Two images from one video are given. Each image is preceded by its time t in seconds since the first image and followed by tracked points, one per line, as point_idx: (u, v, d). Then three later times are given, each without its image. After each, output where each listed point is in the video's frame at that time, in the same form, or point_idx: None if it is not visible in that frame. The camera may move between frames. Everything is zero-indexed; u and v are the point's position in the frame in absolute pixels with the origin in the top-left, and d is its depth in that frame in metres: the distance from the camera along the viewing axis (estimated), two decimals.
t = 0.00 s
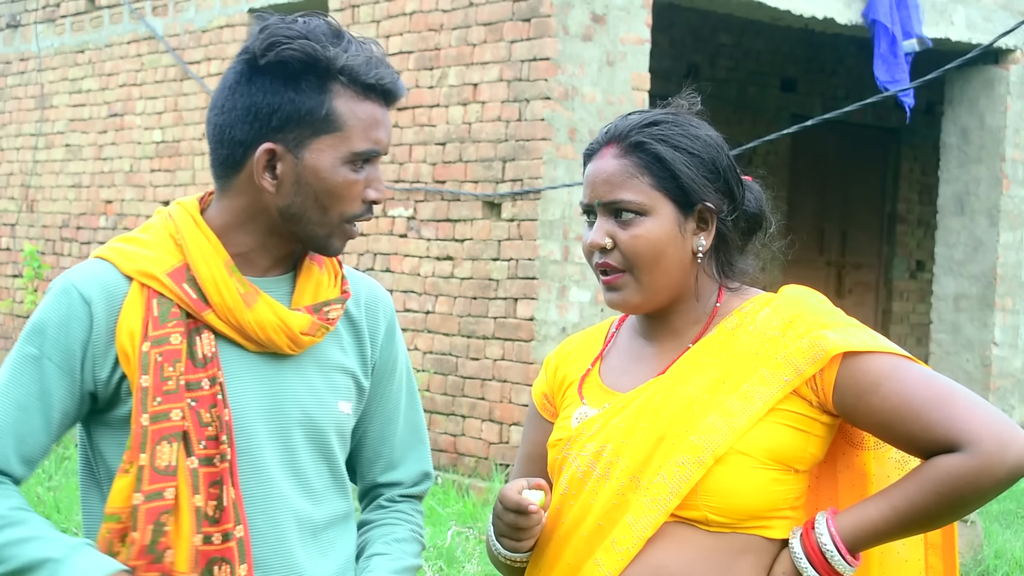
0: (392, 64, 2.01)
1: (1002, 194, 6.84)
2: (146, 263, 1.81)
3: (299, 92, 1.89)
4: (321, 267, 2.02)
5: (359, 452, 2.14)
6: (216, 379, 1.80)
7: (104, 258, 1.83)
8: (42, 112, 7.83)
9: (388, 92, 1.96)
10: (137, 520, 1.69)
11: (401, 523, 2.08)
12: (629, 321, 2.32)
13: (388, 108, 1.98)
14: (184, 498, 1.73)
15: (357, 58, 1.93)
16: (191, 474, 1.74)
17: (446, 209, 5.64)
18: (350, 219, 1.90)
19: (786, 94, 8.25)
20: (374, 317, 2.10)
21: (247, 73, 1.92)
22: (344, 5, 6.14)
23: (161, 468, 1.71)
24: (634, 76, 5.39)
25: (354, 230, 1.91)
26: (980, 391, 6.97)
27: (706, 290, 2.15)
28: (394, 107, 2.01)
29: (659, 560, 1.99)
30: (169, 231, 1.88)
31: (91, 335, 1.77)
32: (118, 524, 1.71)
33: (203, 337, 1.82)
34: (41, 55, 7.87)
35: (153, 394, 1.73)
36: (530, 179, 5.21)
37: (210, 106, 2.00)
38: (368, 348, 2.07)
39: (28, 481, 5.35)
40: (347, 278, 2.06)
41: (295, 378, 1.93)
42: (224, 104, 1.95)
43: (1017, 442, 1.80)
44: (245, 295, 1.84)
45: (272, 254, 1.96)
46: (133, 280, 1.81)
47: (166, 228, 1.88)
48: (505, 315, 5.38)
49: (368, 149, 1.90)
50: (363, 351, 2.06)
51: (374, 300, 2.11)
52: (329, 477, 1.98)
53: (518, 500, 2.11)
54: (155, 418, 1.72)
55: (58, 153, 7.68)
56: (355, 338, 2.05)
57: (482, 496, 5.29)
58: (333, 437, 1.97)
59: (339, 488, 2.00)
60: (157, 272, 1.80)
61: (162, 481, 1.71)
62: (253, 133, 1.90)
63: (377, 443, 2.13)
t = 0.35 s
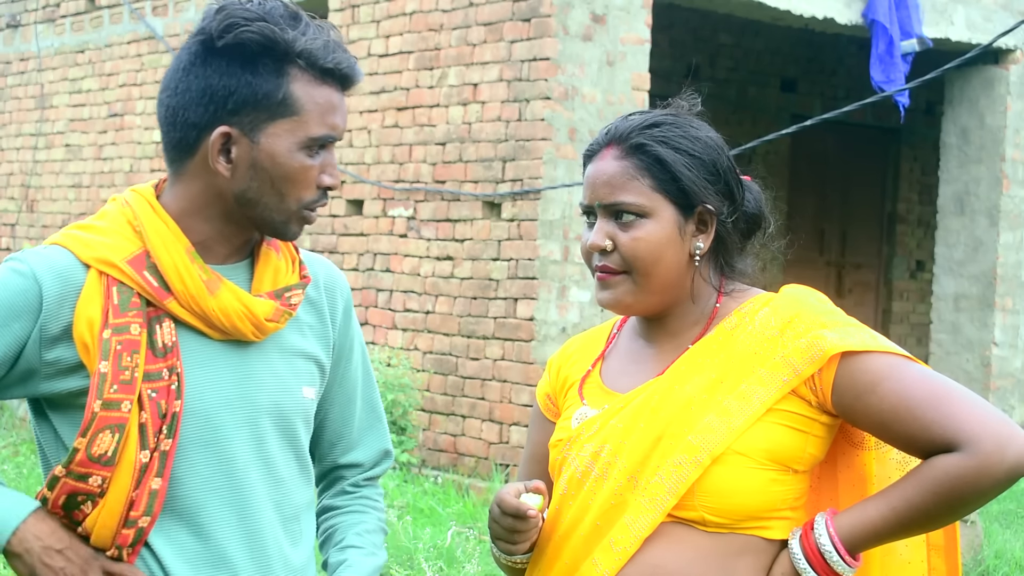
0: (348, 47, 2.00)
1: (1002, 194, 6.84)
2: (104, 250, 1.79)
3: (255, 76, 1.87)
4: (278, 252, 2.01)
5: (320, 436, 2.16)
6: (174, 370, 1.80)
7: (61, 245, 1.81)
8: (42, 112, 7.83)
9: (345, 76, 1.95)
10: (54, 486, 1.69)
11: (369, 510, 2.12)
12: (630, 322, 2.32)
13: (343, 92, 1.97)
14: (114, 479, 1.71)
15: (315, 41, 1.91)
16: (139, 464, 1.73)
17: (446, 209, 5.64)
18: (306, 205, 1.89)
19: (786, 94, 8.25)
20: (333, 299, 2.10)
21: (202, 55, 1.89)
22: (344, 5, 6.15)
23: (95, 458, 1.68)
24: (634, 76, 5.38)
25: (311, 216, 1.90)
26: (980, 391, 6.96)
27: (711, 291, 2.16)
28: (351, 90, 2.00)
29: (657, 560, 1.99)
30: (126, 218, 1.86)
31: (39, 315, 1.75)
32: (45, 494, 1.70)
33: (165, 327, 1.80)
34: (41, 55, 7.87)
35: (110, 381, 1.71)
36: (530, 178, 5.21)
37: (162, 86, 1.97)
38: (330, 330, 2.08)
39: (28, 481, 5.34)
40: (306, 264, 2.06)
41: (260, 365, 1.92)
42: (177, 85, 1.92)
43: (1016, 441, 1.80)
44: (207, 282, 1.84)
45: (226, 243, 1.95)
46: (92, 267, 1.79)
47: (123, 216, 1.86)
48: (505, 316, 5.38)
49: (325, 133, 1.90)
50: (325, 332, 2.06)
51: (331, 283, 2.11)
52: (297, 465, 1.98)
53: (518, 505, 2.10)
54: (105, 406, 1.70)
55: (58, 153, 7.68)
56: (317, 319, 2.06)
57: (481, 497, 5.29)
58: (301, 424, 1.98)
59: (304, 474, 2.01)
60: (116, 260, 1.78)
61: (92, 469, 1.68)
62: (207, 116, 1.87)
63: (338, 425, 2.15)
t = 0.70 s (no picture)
0: (308, 36, 2.03)
1: (1002, 194, 6.84)
2: (78, 257, 1.79)
3: (220, 66, 1.89)
4: (252, 255, 2.02)
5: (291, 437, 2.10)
6: (144, 380, 1.79)
7: (35, 254, 1.80)
8: (42, 112, 7.83)
9: (309, 65, 1.98)
10: (40, 514, 1.68)
11: (335, 529, 2.07)
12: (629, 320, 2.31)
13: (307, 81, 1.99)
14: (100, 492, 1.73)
15: (276, 30, 1.94)
16: (117, 476, 1.74)
17: (446, 209, 5.64)
18: (274, 195, 1.89)
19: (786, 94, 8.25)
20: (306, 304, 2.10)
21: (165, 48, 1.91)
22: (344, 6, 6.15)
23: (82, 471, 1.69)
24: (634, 76, 5.38)
25: (280, 208, 1.90)
26: (980, 392, 6.96)
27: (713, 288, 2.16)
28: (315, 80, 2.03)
29: (659, 561, 1.99)
30: (98, 225, 1.85)
31: (19, 329, 1.74)
32: (31, 528, 1.68)
33: (139, 334, 1.81)
34: (41, 55, 7.87)
35: (87, 393, 1.71)
36: (530, 178, 5.22)
37: (127, 86, 1.99)
38: (303, 335, 2.07)
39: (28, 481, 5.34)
40: (280, 267, 2.07)
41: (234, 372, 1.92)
42: (142, 83, 1.94)
43: (1017, 440, 1.80)
44: (184, 286, 1.84)
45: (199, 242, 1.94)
46: (65, 276, 1.79)
47: (96, 222, 1.86)
48: (505, 316, 5.38)
49: (291, 121, 1.91)
50: (297, 336, 2.06)
51: (304, 287, 2.11)
52: (275, 471, 1.98)
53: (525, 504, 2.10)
54: (84, 418, 1.70)
55: (58, 153, 7.68)
56: (289, 324, 2.06)
57: (481, 497, 5.29)
58: (278, 428, 1.98)
59: (282, 480, 2.00)
60: (91, 267, 1.78)
61: (79, 482, 1.69)
62: (174, 110, 1.89)
63: (307, 432, 2.11)
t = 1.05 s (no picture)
0: (293, 39, 2.04)
1: (1002, 194, 6.84)
2: (62, 262, 1.78)
3: (205, 68, 1.89)
4: (235, 259, 2.02)
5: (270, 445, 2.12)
6: (129, 385, 1.79)
7: (14, 259, 1.79)
8: (42, 112, 7.82)
9: (293, 68, 1.99)
10: (26, 521, 1.67)
11: (318, 529, 2.11)
12: (627, 319, 2.31)
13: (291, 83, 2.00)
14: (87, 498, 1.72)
15: (261, 32, 1.95)
16: (101, 482, 1.74)
17: (446, 209, 5.64)
18: (257, 198, 1.89)
19: (786, 94, 8.25)
20: (287, 308, 2.10)
21: (149, 49, 1.91)
22: (344, 5, 6.15)
23: (67, 477, 1.69)
24: (635, 76, 5.38)
25: (264, 210, 1.91)
26: (980, 392, 6.96)
27: (711, 289, 2.15)
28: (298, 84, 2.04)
29: (660, 561, 1.99)
30: (81, 229, 1.84)
31: None
32: (17, 535, 1.67)
33: (122, 340, 1.80)
34: (41, 55, 7.86)
35: (72, 399, 1.71)
36: (530, 178, 5.21)
37: (109, 87, 1.98)
38: (285, 339, 2.08)
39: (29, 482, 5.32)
40: (262, 271, 2.07)
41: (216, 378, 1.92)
42: (126, 83, 1.93)
43: (1017, 441, 1.80)
44: (168, 292, 1.84)
45: (182, 246, 1.94)
46: (48, 281, 1.78)
47: (78, 227, 1.85)
48: (505, 316, 5.38)
49: (274, 124, 1.92)
50: (280, 341, 2.06)
51: (285, 291, 2.12)
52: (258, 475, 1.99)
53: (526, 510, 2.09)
54: (70, 424, 1.70)
55: (58, 153, 7.67)
56: (271, 329, 2.06)
57: (481, 497, 5.29)
58: (261, 432, 1.99)
59: (263, 484, 2.01)
60: (74, 272, 1.77)
61: (64, 490, 1.69)
62: (159, 111, 1.88)
63: (288, 437, 2.13)
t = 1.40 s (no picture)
0: (278, 36, 2.04)
1: (1002, 194, 6.84)
2: (51, 263, 1.78)
3: (189, 64, 1.89)
4: (224, 255, 2.03)
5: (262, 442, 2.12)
6: (122, 385, 1.79)
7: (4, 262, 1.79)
8: (42, 112, 7.83)
9: (277, 64, 1.99)
10: (24, 524, 1.68)
11: (312, 526, 2.11)
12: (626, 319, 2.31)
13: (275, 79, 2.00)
14: (84, 495, 1.73)
15: (246, 27, 1.95)
16: (98, 482, 1.74)
17: (446, 209, 5.64)
18: (243, 194, 1.89)
19: (786, 94, 8.25)
20: (278, 303, 2.10)
21: (133, 45, 1.90)
22: (344, 6, 6.15)
23: (64, 479, 1.69)
24: (635, 76, 5.37)
25: (250, 206, 1.91)
26: (981, 392, 6.96)
27: (707, 289, 2.15)
28: (283, 80, 2.04)
29: (655, 561, 1.99)
30: (69, 229, 1.84)
31: None
32: (14, 538, 1.67)
33: (114, 339, 1.80)
34: (41, 55, 7.86)
35: (66, 400, 1.71)
36: (530, 178, 5.22)
37: (92, 84, 1.98)
38: (277, 335, 2.08)
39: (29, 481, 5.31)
40: (252, 265, 2.07)
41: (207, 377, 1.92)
42: (109, 80, 1.93)
43: (1015, 441, 1.79)
44: (158, 289, 1.83)
45: (171, 244, 1.94)
46: (37, 283, 1.78)
47: (67, 227, 1.84)
48: (505, 316, 5.38)
49: (259, 120, 1.92)
50: (271, 337, 2.07)
51: (276, 286, 2.10)
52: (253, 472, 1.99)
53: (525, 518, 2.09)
54: (65, 426, 1.70)
55: (58, 153, 7.68)
56: (263, 326, 2.06)
57: (481, 497, 5.30)
58: (253, 429, 1.99)
59: (258, 482, 2.01)
60: (64, 272, 1.77)
61: (62, 491, 1.69)
62: (142, 108, 1.88)
63: (281, 433, 2.13)
